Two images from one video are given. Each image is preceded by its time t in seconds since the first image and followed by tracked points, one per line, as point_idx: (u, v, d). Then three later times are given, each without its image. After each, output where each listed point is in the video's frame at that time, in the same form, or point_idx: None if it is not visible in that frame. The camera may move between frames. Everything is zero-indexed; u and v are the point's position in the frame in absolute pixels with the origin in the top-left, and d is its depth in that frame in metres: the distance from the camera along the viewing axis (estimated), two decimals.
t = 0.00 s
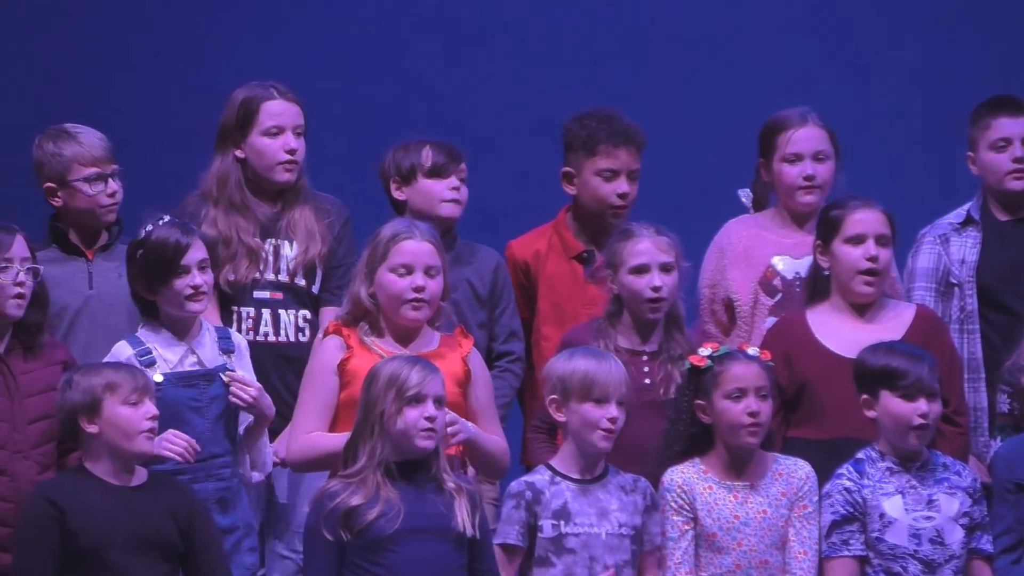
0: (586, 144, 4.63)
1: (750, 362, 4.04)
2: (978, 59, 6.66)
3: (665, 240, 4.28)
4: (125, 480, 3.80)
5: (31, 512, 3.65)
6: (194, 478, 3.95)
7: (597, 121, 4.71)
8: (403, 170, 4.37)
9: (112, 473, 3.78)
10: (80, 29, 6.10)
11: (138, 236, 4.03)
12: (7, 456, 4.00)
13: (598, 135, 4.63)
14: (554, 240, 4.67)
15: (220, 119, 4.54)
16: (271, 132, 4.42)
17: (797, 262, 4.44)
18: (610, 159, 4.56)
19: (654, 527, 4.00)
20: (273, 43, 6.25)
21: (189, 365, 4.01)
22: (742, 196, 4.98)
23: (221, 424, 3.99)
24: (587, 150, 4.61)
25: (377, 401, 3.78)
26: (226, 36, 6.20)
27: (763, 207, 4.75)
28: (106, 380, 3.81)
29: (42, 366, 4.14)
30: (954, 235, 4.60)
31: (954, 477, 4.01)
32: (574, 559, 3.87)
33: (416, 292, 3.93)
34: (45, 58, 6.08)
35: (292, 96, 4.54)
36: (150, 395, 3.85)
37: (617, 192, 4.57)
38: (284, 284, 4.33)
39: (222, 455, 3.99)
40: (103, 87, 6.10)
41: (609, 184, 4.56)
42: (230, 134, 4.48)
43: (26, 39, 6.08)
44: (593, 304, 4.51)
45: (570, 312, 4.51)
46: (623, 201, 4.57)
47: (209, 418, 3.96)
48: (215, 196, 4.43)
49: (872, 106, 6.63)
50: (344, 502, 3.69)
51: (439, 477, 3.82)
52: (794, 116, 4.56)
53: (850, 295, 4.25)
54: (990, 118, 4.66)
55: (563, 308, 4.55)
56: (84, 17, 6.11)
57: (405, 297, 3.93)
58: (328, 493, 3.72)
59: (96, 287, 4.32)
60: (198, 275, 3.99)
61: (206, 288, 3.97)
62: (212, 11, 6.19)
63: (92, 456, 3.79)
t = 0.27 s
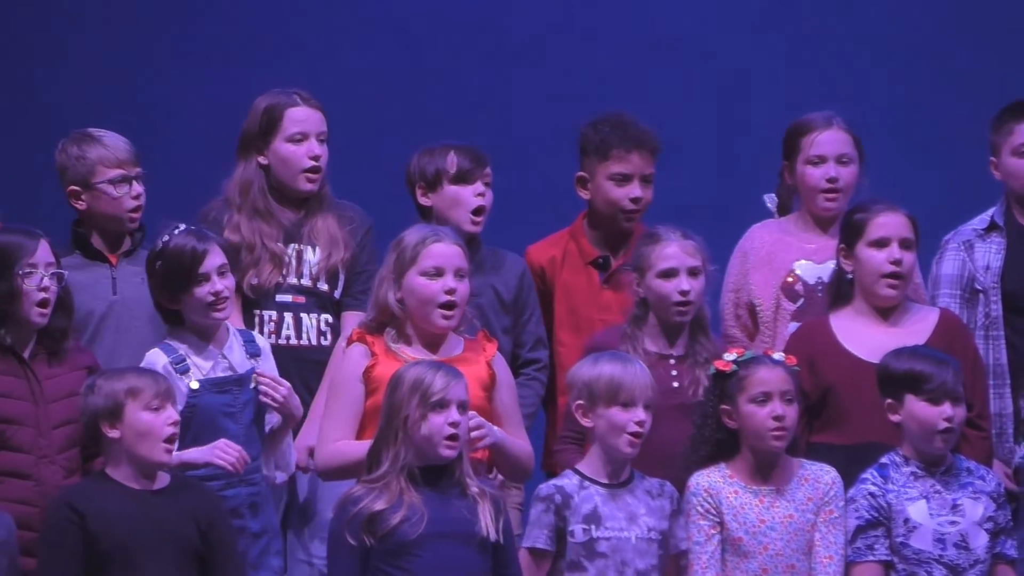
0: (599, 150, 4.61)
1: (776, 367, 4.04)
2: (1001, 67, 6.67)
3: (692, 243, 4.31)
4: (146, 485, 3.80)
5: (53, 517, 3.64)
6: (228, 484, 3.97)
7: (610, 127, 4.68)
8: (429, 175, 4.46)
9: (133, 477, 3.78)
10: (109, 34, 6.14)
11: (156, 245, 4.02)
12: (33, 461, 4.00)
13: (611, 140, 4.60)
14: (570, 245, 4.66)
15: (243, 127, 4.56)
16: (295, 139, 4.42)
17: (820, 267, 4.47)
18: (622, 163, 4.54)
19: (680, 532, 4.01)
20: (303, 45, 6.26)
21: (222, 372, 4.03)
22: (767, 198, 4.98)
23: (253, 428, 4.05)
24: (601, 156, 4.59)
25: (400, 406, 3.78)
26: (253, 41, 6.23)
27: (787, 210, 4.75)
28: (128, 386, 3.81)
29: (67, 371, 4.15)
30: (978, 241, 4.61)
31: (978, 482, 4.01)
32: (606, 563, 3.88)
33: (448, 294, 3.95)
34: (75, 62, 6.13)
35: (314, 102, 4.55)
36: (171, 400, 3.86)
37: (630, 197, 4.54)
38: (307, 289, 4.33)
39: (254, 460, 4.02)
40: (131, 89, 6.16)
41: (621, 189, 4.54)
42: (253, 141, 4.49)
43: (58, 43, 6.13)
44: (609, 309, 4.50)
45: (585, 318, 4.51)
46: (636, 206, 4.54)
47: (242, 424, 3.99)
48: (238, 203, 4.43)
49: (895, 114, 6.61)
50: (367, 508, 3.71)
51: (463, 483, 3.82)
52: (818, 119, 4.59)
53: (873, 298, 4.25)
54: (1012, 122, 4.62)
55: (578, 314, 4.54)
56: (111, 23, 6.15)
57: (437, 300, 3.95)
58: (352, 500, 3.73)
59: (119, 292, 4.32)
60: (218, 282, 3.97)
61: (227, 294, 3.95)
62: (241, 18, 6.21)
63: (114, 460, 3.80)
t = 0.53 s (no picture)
0: (616, 155, 4.61)
1: (800, 372, 4.04)
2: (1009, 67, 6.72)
3: (717, 246, 4.34)
4: (163, 489, 3.70)
5: (71, 520, 3.57)
6: (246, 486, 3.94)
7: (626, 132, 4.67)
8: (451, 179, 4.46)
9: (150, 481, 3.69)
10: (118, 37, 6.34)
11: (196, 245, 4.10)
12: (57, 465, 3.99)
13: (628, 145, 4.61)
14: (588, 250, 4.67)
15: (262, 131, 4.57)
16: (314, 142, 4.43)
17: (840, 270, 4.47)
18: (640, 169, 4.53)
19: (704, 536, 4.02)
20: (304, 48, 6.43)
21: (246, 373, 4.04)
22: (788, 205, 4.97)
23: (278, 431, 4.00)
24: (618, 162, 4.59)
25: (423, 409, 3.78)
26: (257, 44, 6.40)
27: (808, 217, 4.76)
28: (145, 390, 3.72)
29: (91, 375, 4.15)
30: (1000, 246, 4.63)
31: (1001, 486, 4.01)
32: (633, 567, 3.87)
33: (471, 298, 3.96)
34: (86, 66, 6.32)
35: (335, 107, 4.55)
36: (189, 405, 3.77)
37: (649, 202, 4.54)
38: (329, 293, 4.33)
39: (277, 463, 3.98)
40: (134, 90, 6.33)
41: (639, 195, 4.54)
42: (272, 145, 4.50)
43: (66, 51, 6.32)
44: (629, 314, 4.50)
45: (607, 323, 4.52)
46: (654, 210, 4.54)
47: (265, 426, 3.97)
48: (258, 207, 4.44)
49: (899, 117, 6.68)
50: (391, 511, 3.70)
51: (485, 486, 3.82)
52: (837, 124, 4.60)
53: (896, 301, 4.25)
54: None
55: (598, 320, 4.56)
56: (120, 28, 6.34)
57: (460, 303, 3.95)
58: (375, 502, 3.74)
59: (142, 297, 4.33)
60: (250, 285, 4.01)
61: (257, 297, 3.98)
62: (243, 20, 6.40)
63: (130, 464, 3.71)
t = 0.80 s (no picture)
0: (640, 157, 4.60)
1: (823, 375, 4.03)
2: None
3: (744, 249, 4.34)
4: (183, 492, 3.70)
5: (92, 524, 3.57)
6: (253, 486, 3.93)
7: (650, 134, 4.67)
8: (471, 182, 4.46)
9: (169, 485, 3.69)
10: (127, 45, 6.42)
11: (235, 240, 4.11)
12: (82, 468, 4.00)
13: (652, 147, 4.60)
14: (613, 254, 4.66)
15: (280, 134, 4.56)
16: (333, 145, 4.42)
17: (866, 272, 4.45)
18: (666, 168, 4.53)
19: (729, 538, 4.01)
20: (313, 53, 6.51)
21: (264, 372, 4.02)
22: (813, 208, 4.96)
23: (290, 434, 3.96)
24: (642, 163, 4.58)
25: (447, 412, 3.78)
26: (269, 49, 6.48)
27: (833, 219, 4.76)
28: (167, 394, 3.73)
29: (116, 379, 4.16)
30: None
31: None
32: (659, 571, 3.86)
33: (493, 300, 3.95)
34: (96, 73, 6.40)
35: (353, 108, 4.54)
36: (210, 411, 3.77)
37: (675, 203, 4.53)
38: (354, 294, 4.33)
39: (284, 465, 3.94)
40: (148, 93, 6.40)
41: (665, 196, 4.53)
42: (291, 148, 4.50)
43: (71, 59, 6.40)
44: (655, 317, 4.49)
45: (631, 325, 4.50)
46: (680, 211, 4.53)
47: (273, 428, 3.94)
48: (279, 210, 4.44)
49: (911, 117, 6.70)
50: (415, 513, 3.70)
51: (509, 489, 3.82)
52: (862, 126, 4.60)
53: (919, 303, 4.24)
54: None
55: (622, 322, 4.53)
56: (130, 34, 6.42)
57: (483, 305, 3.95)
58: (399, 504, 3.73)
59: (170, 301, 4.35)
60: (276, 287, 4.00)
61: (278, 301, 3.97)
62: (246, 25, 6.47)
63: (149, 467, 3.71)
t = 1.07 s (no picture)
0: (672, 160, 4.62)
1: (854, 377, 4.04)
2: None
3: (775, 252, 4.34)
4: (222, 497, 3.72)
5: (129, 525, 3.60)
6: (274, 488, 3.92)
7: (681, 138, 4.68)
8: (507, 191, 4.50)
9: (209, 490, 3.71)
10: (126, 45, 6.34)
11: (273, 242, 4.13)
12: (114, 471, 4.01)
13: (684, 151, 4.62)
14: (643, 258, 4.65)
15: (309, 138, 4.57)
16: (362, 148, 4.44)
17: (897, 279, 4.48)
18: (699, 172, 4.54)
19: (760, 542, 3.97)
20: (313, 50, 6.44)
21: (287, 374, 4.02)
22: (846, 214, 4.99)
23: (308, 438, 3.94)
24: (674, 167, 4.59)
25: (479, 417, 3.78)
26: (268, 48, 6.41)
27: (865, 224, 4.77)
28: (210, 397, 3.74)
29: (148, 382, 4.17)
30: None
31: None
32: None
33: (524, 305, 3.96)
34: (96, 72, 6.33)
35: (381, 112, 4.56)
36: (252, 417, 3.78)
37: (708, 206, 4.55)
38: (389, 296, 4.34)
39: (302, 468, 3.93)
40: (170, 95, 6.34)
41: (698, 199, 4.54)
42: (320, 153, 4.51)
43: (70, 59, 6.32)
44: (686, 320, 4.49)
45: (663, 330, 4.50)
46: (713, 214, 4.55)
47: (293, 430, 3.94)
48: (310, 214, 4.44)
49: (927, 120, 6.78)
50: (448, 515, 3.71)
51: (540, 494, 3.83)
52: (894, 131, 4.60)
53: (948, 310, 4.24)
54: None
55: (654, 325, 4.54)
56: (130, 33, 6.34)
57: (514, 311, 3.95)
58: (432, 506, 3.74)
59: (201, 304, 4.36)
60: (310, 292, 4.01)
61: (312, 306, 3.98)
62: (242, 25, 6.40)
63: (190, 472, 3.73)
